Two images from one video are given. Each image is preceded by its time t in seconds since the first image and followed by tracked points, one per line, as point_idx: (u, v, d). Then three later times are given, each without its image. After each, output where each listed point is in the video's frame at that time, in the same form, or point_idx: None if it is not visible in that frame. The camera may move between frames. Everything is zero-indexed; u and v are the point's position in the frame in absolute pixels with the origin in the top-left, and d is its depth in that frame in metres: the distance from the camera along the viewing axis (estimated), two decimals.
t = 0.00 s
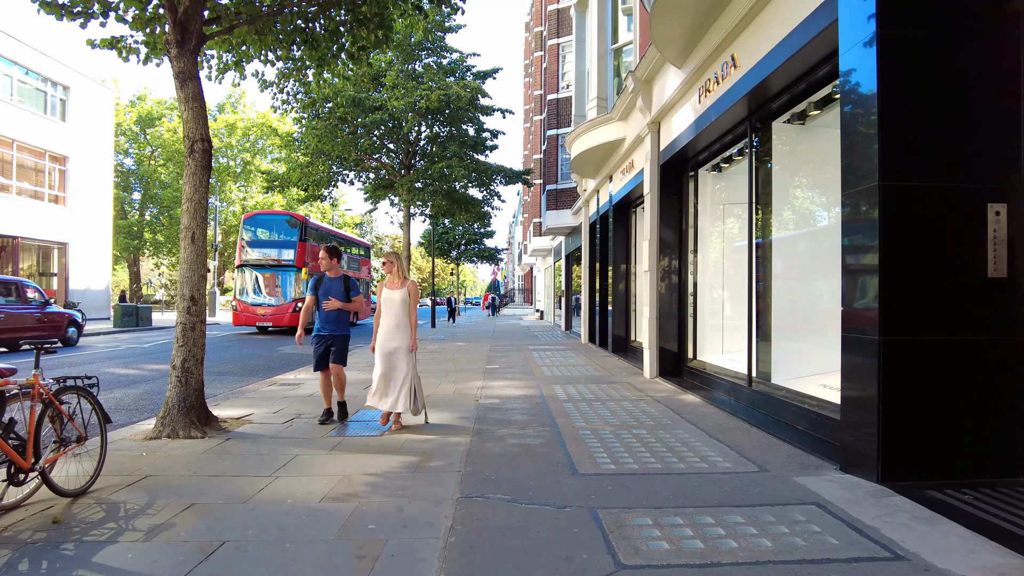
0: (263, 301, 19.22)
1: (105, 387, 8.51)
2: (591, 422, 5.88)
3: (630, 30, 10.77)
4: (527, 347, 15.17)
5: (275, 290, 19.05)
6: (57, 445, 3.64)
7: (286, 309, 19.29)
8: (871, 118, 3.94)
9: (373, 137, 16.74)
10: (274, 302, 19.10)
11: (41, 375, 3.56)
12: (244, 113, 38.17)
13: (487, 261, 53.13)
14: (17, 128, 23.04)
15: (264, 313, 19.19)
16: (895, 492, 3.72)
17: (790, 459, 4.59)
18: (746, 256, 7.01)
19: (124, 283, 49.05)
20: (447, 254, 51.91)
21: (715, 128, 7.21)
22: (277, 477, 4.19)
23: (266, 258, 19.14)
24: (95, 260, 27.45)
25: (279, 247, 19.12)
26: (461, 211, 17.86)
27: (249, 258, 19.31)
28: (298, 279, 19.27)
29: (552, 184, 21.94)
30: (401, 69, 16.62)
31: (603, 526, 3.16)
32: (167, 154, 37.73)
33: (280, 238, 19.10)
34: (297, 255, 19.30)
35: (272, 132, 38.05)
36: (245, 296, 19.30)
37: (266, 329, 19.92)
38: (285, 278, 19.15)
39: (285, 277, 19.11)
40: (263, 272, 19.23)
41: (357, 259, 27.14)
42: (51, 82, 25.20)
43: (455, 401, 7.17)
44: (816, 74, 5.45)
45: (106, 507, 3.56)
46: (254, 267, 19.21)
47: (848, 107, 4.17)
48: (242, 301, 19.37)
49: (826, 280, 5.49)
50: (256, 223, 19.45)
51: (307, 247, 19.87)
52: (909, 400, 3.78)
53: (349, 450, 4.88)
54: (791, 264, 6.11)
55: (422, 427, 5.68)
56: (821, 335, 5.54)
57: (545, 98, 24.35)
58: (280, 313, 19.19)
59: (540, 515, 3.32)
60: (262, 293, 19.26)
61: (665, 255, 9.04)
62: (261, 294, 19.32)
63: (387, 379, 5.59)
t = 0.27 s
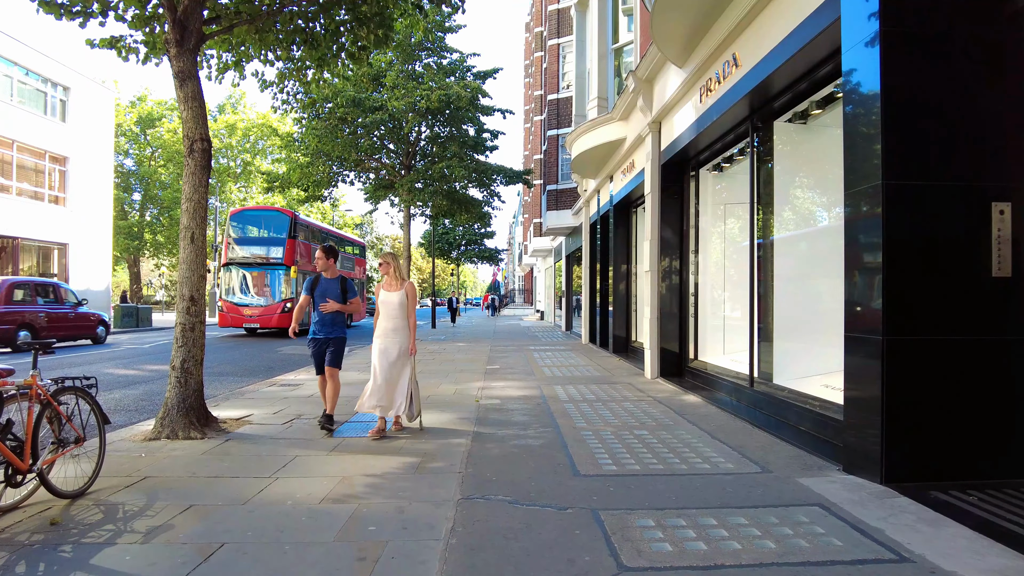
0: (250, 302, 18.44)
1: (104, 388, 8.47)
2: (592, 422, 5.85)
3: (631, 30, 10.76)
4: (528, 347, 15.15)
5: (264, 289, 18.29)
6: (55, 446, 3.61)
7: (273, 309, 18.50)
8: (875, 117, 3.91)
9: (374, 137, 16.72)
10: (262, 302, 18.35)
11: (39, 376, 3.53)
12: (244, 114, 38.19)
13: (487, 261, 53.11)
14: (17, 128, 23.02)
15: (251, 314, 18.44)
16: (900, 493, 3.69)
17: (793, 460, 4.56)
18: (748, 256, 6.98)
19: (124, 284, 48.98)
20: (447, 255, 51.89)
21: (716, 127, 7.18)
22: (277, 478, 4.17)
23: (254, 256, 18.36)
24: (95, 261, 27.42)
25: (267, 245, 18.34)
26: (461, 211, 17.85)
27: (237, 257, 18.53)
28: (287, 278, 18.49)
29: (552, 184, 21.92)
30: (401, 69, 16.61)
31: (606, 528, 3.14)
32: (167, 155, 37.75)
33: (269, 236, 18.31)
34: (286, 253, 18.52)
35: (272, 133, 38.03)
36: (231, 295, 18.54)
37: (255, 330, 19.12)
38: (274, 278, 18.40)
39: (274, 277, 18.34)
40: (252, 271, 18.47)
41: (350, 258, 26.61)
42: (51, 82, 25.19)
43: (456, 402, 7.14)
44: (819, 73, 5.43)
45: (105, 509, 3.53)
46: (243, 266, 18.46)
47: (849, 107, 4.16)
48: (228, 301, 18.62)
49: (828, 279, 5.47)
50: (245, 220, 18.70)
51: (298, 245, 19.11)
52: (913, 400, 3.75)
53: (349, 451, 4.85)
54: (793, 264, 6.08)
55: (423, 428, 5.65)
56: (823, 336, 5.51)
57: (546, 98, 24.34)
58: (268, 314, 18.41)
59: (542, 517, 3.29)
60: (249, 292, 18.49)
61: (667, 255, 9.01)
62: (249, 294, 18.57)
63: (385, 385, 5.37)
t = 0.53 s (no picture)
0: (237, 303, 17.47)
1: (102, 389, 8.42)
2: (594, 423, 5.83)
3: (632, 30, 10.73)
4: (529, 348, 15.10)
5: (250, 289, 17.29)
6: (53, 449, 3.58)
7: (260, 310, 17.51)
8: (878, 117, 3.88)
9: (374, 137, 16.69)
10: (248, 303, 17.36)
11: (37, 377, 3.50)
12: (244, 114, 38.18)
13: (487, 261, 53.08)
14: (16, 129, 22.99)
15: (237, 315, 17.47)
16: (904, 495, 3.66)
17: (796, 462, 4.53)
18: (750, 256, 6.95)
19: (124, 285, 48.92)
20: (448, 255, 51.89)
21: (718, 127, 7.14)
22: (276, 480, 4.14)
23: (240, 254, 17.31)
24: (94, 261, 27.37)
25: (254, 243, 17.29)
26: (461, 212, 17.81)
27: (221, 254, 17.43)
28: (275, 278, 17.46)
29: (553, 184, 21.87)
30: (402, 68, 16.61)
31: (608, 531, 3.11)
32: (167, 156, 37.74)
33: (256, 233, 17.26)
34: (275, 251, 17.48)
35: (272, 133, 38.00)
36: (217, 295, 17.55)
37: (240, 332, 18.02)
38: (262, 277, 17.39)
39: (261, 276, 17.33)
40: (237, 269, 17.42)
41: (345, 257, 25.97)
42: (51, 82, 25.17)
43: (456, 403, 7.10)
44: (821, 72, 5.40)
45: (102, 512, 3.50)
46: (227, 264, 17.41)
47: (851, 108, 4.15)
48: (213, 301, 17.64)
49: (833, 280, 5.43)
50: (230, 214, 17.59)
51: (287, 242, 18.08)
52: (919, 402, 3.72)
53: (349, 453, 4.82)
54: (796, 265, 6.05)
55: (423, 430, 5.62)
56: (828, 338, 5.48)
57: (546, 98, 24.28)
58: (254, 316, 17.43)
59: (544, 520, 3.26)
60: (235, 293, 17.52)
61: (668, 255, 8.97)
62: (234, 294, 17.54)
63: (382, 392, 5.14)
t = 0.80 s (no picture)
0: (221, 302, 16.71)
1: (100, 390, 8.37)
2: (595, 425, 5.79)
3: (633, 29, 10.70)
4: (529, 348, 15.06)
5: (236, 288, 16.47)
6: (50, 452, 3.55)
7: (245, 311, 16.75)
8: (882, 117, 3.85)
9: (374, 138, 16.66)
10: (234, 303, 16.58)
11: (34, 380, 3.46)
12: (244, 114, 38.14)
13: (488, 261, 53.03)
14: (17, 129, 22.96)
15: (221, 316, 16.73)
16: (909, 499, 3.62)
17: (799, 465, 4.50)
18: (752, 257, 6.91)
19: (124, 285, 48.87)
20: (448, 255, 51.85)
21: (720, 127, 7.11)
22: (276, 483, 4.11)
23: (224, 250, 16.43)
24: (94, 262, 27.31)
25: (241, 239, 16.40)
26: (462, 212, 17.77)
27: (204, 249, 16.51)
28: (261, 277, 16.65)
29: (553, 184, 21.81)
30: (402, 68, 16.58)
31: (611, 536, 3.08)
32: (167, 156, 37.70)
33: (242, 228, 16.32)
34: (262, 249, 16.60)
35: (272, 133, 37.95)
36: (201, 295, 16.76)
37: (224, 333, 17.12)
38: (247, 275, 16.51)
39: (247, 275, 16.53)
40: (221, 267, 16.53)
41: (339, 256, 25.25)
42: (51, 83, 25.15)
43: (457, 404, 7.06)
44: (823, 72, 5.36)
45: (100, 516, 3.47)
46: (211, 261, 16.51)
47: (852, 107, 4.14)
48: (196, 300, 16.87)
49: (835, 281, 5.40)
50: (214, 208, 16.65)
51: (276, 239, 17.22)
52: (924, 405, 3.69)
53: (350, 455, 4.79)
54: (798, 266, 6.01)
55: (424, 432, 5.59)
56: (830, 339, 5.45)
57: (547, 98, 24.23)
58: (239, 317, 16.69)
59: (546, 524, 3.22)
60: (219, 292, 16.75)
61: (669, 256, 8.93)
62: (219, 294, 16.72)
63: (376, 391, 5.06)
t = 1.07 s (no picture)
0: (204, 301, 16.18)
1: (99, 391, 8.32)
2: (597, 425, 5.75)
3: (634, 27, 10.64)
4: (530, 348, 15.02)
5: (221, 286, 15.96)
6: (47, 453, 3.51)
7: (230, 311, 16.22)
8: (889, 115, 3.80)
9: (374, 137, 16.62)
10: (218, 302, 16.06)
11: (30, 381, 3.43)
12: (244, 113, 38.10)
13: (488, 261, 52.97)
14: (16, 128, 22.92)
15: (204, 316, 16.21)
16: (916, 501, 3.58)
17: (804, 466, 4.45)
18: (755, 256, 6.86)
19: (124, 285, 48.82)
20: (449, 255, 51.82)
21: (723, 125, 7.06)
22: (275, 484, 4.07)
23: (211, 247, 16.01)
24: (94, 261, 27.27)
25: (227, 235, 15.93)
26: (462, 211, 17.73)
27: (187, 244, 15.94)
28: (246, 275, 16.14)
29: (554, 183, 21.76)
30: (402, 67, 16.54)
31: (614, 539, 3.04)
32: (167, 156, 37.66)
33: (227, 224, 15.90)
34: (247, 245, 16.11)
35: (273, 132, 37.91)
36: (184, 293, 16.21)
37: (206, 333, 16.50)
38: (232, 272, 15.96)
39: (233, 273, 16.04)
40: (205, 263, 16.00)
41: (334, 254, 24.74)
42: (51, 82, 25.11)
43: (457, 404, 7.02)
44: (827, 70, 5.32)
45: (97, 518, 3.43)
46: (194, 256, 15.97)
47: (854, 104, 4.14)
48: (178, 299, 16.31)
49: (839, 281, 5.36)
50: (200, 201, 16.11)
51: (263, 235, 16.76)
52: (930, 406, 3.64)
53: (350, 456, 4.75)
54: (801, 265, 5.97)
55: (424, 432, 5.55)
56: (834, 339, 5.40)
57: (547, 97, 24.18)
58: (223, 317, 16.15)
59: (548, 527, 3.18)
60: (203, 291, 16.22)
61: (671, 256, 8.89)
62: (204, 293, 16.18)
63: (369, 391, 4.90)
